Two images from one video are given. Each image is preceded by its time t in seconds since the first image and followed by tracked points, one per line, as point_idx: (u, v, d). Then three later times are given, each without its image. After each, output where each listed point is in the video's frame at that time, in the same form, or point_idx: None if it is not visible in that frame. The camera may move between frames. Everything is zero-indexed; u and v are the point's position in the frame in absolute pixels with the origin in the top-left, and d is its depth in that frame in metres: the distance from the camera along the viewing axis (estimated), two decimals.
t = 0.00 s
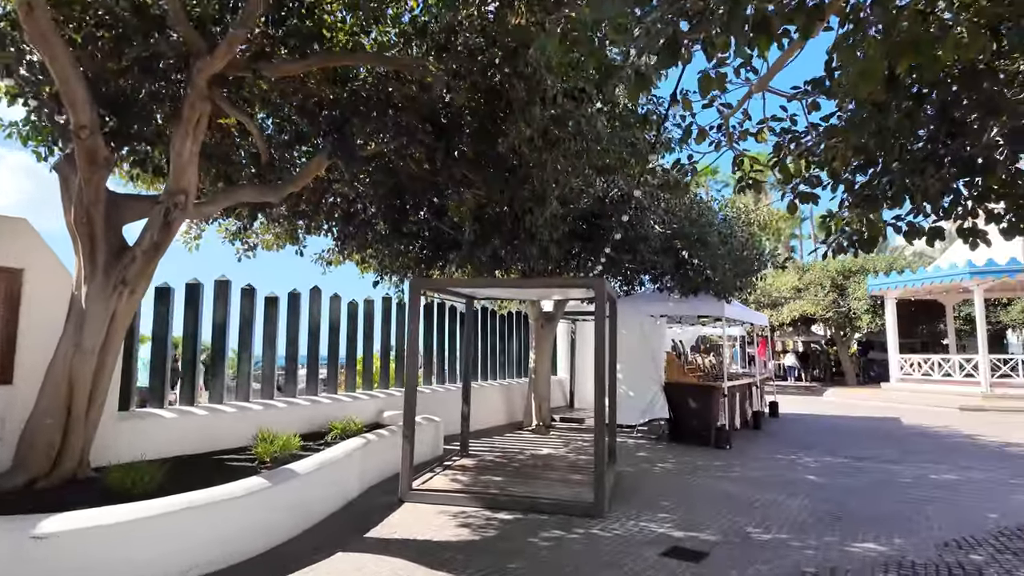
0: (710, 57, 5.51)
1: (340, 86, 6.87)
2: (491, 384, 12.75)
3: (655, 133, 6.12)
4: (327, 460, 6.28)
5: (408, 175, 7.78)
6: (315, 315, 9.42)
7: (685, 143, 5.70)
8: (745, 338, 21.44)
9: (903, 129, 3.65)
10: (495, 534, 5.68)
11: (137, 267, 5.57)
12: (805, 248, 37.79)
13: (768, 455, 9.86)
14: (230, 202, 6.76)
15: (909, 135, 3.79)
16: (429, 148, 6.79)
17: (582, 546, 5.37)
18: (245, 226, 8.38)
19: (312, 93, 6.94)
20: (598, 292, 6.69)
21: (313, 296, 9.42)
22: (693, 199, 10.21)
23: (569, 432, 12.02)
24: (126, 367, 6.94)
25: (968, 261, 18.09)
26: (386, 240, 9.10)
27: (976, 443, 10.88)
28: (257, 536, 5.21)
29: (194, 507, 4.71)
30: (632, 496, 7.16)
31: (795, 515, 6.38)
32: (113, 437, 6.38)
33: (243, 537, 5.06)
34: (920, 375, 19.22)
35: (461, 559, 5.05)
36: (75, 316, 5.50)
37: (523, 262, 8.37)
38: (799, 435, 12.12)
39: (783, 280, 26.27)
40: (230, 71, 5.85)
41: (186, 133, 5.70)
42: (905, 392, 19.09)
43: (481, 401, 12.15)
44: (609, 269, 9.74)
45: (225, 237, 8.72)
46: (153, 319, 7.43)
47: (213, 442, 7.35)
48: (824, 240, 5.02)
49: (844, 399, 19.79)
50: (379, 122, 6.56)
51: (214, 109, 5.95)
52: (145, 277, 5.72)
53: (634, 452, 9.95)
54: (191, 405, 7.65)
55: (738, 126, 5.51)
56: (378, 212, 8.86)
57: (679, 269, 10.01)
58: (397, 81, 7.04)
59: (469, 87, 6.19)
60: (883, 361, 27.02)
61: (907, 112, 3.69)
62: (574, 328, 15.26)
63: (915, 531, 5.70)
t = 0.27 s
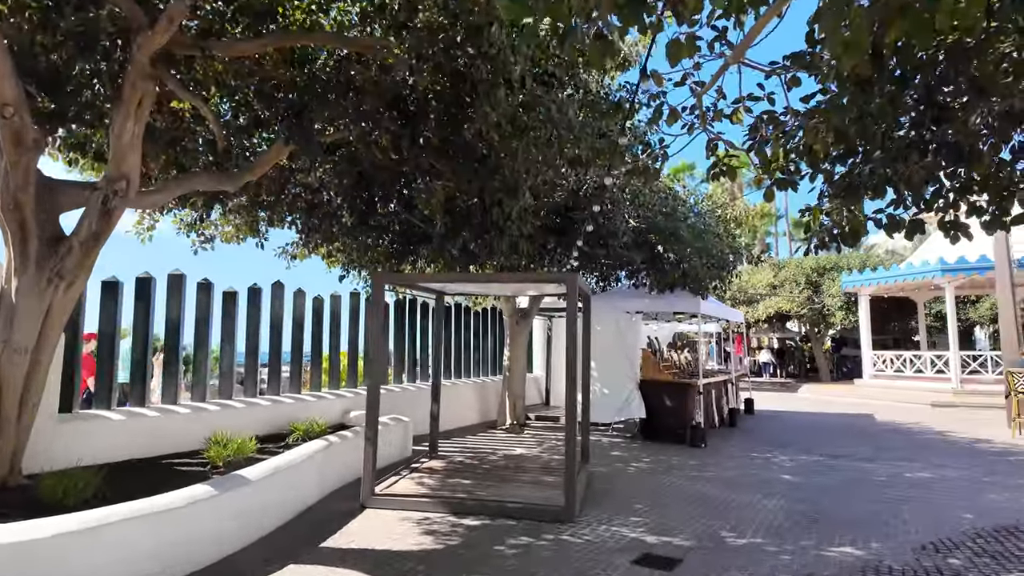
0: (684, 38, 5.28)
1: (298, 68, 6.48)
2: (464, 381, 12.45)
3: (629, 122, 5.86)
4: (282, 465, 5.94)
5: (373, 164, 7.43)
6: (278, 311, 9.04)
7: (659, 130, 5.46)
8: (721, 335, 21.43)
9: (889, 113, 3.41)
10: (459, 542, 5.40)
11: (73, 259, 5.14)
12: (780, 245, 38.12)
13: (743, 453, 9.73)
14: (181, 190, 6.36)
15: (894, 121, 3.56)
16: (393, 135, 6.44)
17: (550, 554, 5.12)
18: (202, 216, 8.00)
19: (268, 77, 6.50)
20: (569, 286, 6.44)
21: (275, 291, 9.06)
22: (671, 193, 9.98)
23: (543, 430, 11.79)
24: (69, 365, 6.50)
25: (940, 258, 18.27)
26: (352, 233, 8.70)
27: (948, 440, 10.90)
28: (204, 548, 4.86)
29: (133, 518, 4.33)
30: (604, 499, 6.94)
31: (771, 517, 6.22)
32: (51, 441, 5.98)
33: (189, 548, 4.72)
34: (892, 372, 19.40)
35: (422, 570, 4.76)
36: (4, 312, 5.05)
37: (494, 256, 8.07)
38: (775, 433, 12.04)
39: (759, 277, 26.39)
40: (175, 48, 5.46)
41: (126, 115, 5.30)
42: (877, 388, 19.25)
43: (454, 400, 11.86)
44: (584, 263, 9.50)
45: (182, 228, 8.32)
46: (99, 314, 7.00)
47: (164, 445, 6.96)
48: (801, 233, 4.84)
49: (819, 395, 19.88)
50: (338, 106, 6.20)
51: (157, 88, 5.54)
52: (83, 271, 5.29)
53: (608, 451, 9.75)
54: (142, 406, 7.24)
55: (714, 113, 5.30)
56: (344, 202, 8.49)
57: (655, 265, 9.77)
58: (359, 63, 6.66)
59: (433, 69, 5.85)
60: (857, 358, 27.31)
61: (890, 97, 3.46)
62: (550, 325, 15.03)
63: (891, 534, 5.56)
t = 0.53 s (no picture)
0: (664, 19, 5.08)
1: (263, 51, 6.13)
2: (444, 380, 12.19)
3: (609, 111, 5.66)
4: (245, 468, 5.65)
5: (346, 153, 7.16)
6: (248, 308, 8.73)
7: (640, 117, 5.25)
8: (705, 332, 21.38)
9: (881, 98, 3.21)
10: (432, 550, 5.16)
11: (17, 254, 4.70)
12: (764, 243, 38.28)
13: (727, 452, 9.60)
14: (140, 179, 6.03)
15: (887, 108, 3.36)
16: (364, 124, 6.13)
17: (527, 561, 4.90)
18: (167, 207, 7.67)
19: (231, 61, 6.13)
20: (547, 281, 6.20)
21: (246, 286, 8.78)
22: (654, 187, 9.80)
23: (524, 429, 11.58)
24: (21, 364, 6.16)
25: (922, 256, 18.34)
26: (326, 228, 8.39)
27: (930, 437, 10.87)
28: (157, 559, 4.57)
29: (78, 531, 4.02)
30: (585, 501, 6.74)
31: (754, 520, 6.06)
32: None
33: (140, 560, 4.42)
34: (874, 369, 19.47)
35: None
36: None
37: (471, 250, 7.82)
38: (758, 431, 11.93)
39: (742, 274, 26.42)
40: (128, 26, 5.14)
41: (74, 97, 4.98)
42: (859, 385, 19.31)
43: (434, 398, 11.62)
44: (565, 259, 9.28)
45: (146, 221, 7.98)
46: (54, 310, 6.65)
47: (125, 447, 6.65)
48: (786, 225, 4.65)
49: (802, 392, 19.89)
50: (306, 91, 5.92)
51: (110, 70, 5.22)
52: (29, 267, 4.85)
53: (590, 451, 9.57)
54: (102, 407, 6.90)
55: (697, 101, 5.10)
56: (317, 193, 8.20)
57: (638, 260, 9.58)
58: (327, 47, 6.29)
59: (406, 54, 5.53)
60: (839, 355, 27.46)
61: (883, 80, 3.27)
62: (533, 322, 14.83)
63: (877, 538, 5.41)
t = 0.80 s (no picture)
0: None
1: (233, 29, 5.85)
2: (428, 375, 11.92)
3: (594, 91, 5.40)
4: (210, 468, 5.37)
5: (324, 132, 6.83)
6: (223, 300, 8.43)
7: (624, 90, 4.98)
8: (695, 326, 21.24)
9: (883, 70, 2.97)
10: (407, 552, 4.92)
11: None
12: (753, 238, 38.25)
13: (715, 448, 9.42)
14: (102, 165, 5.71)
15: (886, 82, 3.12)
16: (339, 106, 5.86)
17: (507, 564, 4.67)
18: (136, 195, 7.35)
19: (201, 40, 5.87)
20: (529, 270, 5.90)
21: (221, 278, 8.48)
22: (642, 175, 9.53)
23: (510, 424, 11.33)
24: None
25: (912, 250, 18.27)
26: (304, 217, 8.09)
27: (921, 432, 10.76)
28: (111, 565, 4.27)
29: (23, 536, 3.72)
30: (569, 499, 6.52)
31: (744, 519, 5.87)
32: None
33: (93, 566, 4.13)
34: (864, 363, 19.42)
35: None
36: None
37: (453, 239, 7.54)
38: (748, 426, 11.79)
39: (732, 268, 26.34)
40: None
41: (24, 72, 4.67)
42: (849, 380, 19.25)
43: (418, 394, 11.37)
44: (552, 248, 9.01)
45: (115, 209, 7.66)
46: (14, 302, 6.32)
47: (89, 446, 6.35)
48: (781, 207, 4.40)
49: (791, 387, 19.81)
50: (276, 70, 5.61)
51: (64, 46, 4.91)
52: None
53: (576, 447, 9.35)
54: (66, 403, 6.59)
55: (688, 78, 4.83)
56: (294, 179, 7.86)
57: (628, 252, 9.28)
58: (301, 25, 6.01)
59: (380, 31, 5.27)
60: (828, 349, 27.45)
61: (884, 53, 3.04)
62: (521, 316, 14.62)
63: (870, 537, 5.23)
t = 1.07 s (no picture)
0: None
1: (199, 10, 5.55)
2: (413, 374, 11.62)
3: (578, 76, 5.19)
4: (173, 475, 5.07)
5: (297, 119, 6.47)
6: (196, 297, 8.10)
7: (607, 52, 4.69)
8: (685, 324, 21.07)
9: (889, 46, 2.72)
10: (380, 564, 4.64)
11: None
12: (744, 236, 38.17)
13: (705, 449, 9.21)
14: (58, 155, 5.44)
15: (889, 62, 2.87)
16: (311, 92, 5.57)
17: None
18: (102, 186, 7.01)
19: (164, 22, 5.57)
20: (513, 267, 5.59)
21: (194, 274, 8.16)
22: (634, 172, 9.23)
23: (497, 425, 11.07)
24: None
25: (903, 248, 18.18)
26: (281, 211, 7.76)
27: (913, 432, 10.61)
28: None
29: None
30: (554, 505, 6.26)
31: (734, 525, 5.63)
32: None
33: None
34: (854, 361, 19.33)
35: None
36: None
37: (435, 234, 7.20)
38: (738, 426, 11.59)
39: (722, 266, 26.21)
40: None
41: None
42: (839, 378, 19.14)
43: (402, 394, 11.09)
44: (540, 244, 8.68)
45: (80, 202, 7.31)
46: None
47: (48, 452, 6.01)
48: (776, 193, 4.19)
49: (782, 385, 19.68)
50: (242, 53, 5.27)
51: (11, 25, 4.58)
52: None
53: (563, 449, 9.10)
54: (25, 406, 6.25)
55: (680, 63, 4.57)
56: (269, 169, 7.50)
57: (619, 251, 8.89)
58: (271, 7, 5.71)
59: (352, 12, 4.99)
60: (819, 348, 27.39)
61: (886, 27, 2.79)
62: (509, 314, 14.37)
63: (865, 545, 5.01)
